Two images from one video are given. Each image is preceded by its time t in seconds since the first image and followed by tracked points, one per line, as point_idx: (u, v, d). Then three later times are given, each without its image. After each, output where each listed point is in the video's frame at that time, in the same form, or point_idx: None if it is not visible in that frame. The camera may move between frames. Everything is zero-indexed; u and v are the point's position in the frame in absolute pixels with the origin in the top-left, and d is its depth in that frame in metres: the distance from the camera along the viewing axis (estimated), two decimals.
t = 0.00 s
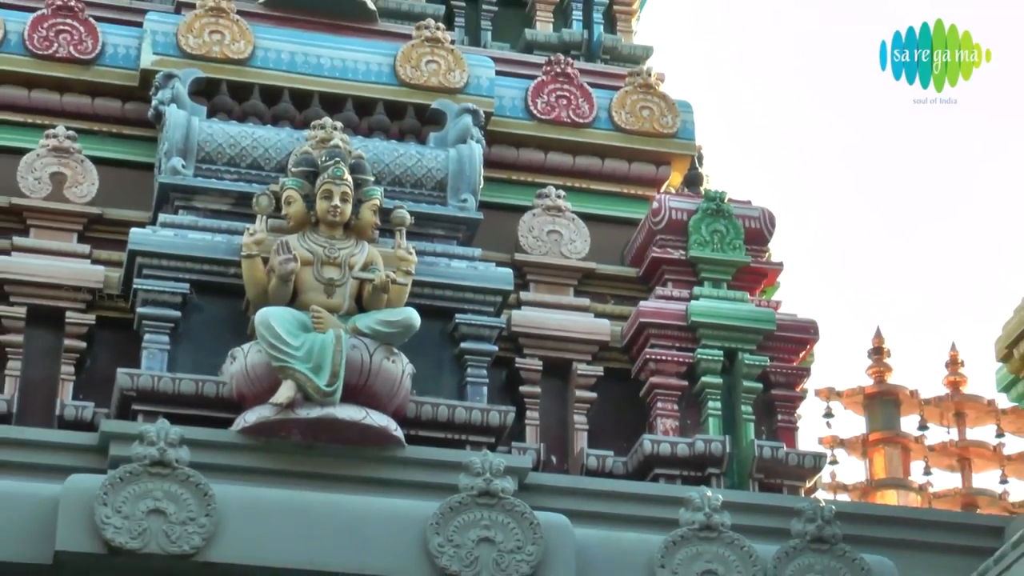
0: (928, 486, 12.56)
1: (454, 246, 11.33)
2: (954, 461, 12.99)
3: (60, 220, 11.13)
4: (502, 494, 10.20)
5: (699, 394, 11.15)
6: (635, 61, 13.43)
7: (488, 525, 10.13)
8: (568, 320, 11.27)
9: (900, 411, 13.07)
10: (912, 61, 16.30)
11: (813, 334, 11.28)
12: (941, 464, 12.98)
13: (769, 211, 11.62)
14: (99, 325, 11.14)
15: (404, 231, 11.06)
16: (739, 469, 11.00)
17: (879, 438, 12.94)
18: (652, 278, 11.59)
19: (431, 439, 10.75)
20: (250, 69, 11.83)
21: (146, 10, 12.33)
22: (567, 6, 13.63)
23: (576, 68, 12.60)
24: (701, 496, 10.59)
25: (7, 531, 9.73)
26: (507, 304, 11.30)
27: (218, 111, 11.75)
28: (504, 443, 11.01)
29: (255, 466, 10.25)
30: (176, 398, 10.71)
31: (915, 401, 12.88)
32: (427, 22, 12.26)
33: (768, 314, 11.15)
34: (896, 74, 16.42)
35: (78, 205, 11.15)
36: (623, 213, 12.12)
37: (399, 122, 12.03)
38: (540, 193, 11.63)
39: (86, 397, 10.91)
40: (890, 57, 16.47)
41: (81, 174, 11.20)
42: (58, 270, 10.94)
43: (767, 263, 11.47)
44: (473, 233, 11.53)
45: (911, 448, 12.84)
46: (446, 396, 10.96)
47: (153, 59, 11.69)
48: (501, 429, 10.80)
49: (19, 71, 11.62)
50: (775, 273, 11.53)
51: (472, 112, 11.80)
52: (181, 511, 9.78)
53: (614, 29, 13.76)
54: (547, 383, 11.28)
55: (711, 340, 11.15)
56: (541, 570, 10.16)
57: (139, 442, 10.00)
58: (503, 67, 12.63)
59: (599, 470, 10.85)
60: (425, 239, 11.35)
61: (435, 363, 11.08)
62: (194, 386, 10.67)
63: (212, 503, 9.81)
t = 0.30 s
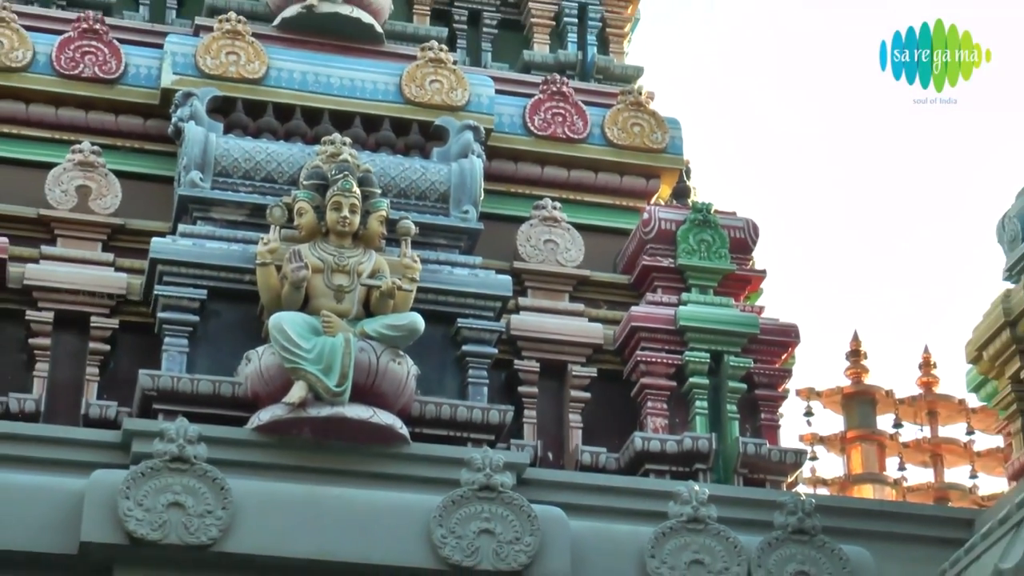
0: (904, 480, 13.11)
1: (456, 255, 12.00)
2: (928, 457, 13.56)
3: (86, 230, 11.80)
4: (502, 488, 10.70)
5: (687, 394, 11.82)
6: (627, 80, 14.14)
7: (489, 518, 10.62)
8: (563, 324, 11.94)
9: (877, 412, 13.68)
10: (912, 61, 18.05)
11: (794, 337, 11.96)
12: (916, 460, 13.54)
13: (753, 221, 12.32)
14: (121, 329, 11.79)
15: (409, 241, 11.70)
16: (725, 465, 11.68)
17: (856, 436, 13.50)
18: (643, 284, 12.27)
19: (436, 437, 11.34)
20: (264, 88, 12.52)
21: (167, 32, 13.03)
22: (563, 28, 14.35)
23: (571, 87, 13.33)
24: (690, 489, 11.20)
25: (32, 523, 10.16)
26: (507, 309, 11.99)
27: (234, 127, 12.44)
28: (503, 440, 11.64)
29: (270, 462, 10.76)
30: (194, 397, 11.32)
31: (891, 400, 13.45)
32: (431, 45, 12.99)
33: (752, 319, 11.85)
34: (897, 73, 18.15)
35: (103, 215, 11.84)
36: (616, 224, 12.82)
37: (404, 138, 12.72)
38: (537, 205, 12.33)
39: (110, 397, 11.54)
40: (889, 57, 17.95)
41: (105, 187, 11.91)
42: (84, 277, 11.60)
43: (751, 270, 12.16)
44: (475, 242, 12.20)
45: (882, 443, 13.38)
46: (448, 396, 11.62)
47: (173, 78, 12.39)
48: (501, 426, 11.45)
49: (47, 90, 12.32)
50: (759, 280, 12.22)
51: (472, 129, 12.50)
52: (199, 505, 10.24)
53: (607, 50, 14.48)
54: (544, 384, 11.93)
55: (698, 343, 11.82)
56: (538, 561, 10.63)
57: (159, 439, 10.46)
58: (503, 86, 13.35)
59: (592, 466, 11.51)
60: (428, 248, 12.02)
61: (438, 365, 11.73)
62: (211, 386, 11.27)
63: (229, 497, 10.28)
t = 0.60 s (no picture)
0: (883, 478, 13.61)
1: (458, 263, 12.58)
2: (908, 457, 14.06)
3: (107, 239, 12.39)
4: (502, 485, 11.07)
5: (678, 396, 12.41)
6: (621, 98, 14.74)
7: (489, 514, 10.97)
8: (560, 329, 12.54)
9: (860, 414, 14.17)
10: (912, 61, 17.55)
11: (780, 342, 12.56)
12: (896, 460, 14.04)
13: (740, 232, 12.95)
14: (140, 335, 12.36)
15: (414, 250, 12.25)
16: (714, 463, 12.28)
17: (838, 436, 14.02)
18: (636, 292, 12.88)
19: (439, 438, 11.88)
20: (275, 105, 13.15)
21: (183, 52, 13.70)
22: (559, 48, 14.97)
23: (567, 105, 14.00)
24: (680, 487, 11.78)
25: (54, 518, 10.55)
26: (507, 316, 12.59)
27: (247, 142, 13.06)
28: (504, 440, 12.20)
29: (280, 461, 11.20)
30: (210, 401, 11.84)
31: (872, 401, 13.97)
32: (434, 64, 13.64)
33: (740, 325, 12.46)
34: (896, 74, 17.63)
35: (123, 226, 12.44)
36: (611, 234, 13.44)
37: (409, 153, 13.33)
38: (536, 216, 12.96)
39: (130, 399, 12.11)
40: (890, 56, 17.72)
41: (125, 200, 12.51)
42: (104, 286, 12.16)
43: (738, 278, 12.79)
44: (476, 251, 12.79)
45: (867, 445, 13.91)
46: (451, 397, 12.19)
47: (190, 96, 13.05)
48: (501, 427, 12.00)
49: (70, 108, 12.98)
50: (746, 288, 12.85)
51: (474, 144, 13.09)
52: (214, 501, 10.58)
53: (601, 70, 15.10)
54: (542, 387, 12.52)
55: (689, 347, 12.41)
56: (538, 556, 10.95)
57: (176, 439, 10.86)
58: (502, 104, 14.01)
59: (587, 464, 12.08)
60: (432, 258, 12.60)
61: (441, 369, 12.30)
62: (225, 390, 11.78)
63: (242, 493, 10.63)
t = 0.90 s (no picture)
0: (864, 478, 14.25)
1: (463, 274, 13.28)
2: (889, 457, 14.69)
3: (131, 252, 13.11)
4: (503, 485, 11.64)
5: (670, 400, 13.08)
6: (616, 118, 15.46)
7: (492, 512, 11.52)
8: (558, 336, 13.24)
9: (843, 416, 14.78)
10: (913, 61, 18.05)
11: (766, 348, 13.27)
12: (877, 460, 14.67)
13: (729, 245, 13.68)
14: (161, 342, 13.04)
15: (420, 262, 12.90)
16: (704, 464, 12.94)
17: (822, 437, 14.65)
18: (630, 301, 13.61)
19: (444, 439, 12.54)
20: (289, 125, 13.89)
21: (201, 76, 14.48)
22: (558, 71, 15.69)
23: (565, 124, 14.75)
24: (673, 488, 12.41)
25: (81, 517, 11.04)
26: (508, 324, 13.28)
27: (262, 160, 13.77)
28: (505, 442, 12.86)
29: (293, 461, 11.68)
30: (227, 404, 12.47)
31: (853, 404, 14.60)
32: (439, 86, 14.38)
33: (728, 332, 13.16)
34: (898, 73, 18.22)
35: (146, 239, 13.17)
36: (606, 246, 14.18)
37: (416, 170, 14.05)
38: (536, 230, 13.74)
39: (151, 403, 12.79)
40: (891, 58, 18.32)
41: (147, 215, 13.26)
42: (128, 296, 12.86)
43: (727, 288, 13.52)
44: (479, 263, 13.49)
45: (847, 444, 14.52)
46: (455, 401, 12.88)
47: (208, 117, 13.79)
48: (502, 429, 12.67)
49: (96, 128, 13.71)
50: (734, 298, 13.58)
51: (477, 161, 13.81)
52: (231, 500, 11.07)
53: (597, 92, 15.83)
54: (541, 391, 13.21)
55: (680, 354, 13.10)
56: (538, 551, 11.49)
57: (195, 441, 11.39)
58: (504, 124, 14.74)
59: (584, 464, 12.75)
60: (437, 269, 13.29)
61: (446, 374, 12.99)
62: (242, 394, 12.40)
63: (258, 493, 11.13)
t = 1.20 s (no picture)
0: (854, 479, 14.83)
1: (471, 285, 13.92)
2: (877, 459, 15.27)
3: (155, 265, 13.79)
4: (510, 486, 12.25)
5: (668, 405, 13.69)
6: (616, 136, 16.12)
7: (499, 512, 12.13)
8: (562, 344, 13.87)
9: (833, 420, 15.32)
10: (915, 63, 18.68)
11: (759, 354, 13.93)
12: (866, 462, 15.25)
13: (724, 257, 14.36)
14: (183, 350, 13.69)
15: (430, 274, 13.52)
16: (701, 466, 13.53)
17: (813, 440, 15.23)
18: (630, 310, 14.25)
19: (452, 443, 13.15)
20: (305, 144, 14.57)
21: (222, 96, 15.23)
22: (560, 92, 16.34)
23: (568, 142, 15.43)
24: (671, 488, 13.01)
25: (110, 517, 11.68)
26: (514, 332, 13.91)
27: (279, 176, 14.44)
28: (511, 445, 13.47)
29: (310, 464, 12.30)
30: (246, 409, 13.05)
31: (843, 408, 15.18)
32: (448, 105, 15.04)
33: (723, 340, 13.80)
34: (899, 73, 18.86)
35: (168, 253, 13.84)
36: (608, 258, 14.86)
37: (425, 187, 14.71)
38: (541, 243, 14.47)
39: (174, 408, 13.43)
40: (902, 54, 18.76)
41: (170, 230, 13.96)
42: (151, 306, 13.50)
43: (722, 298, 14.19)
44: (486, 274, 14.12)
45: (837, 447, 15.08)
46: (463, 406, 13.50)
47: (228, 136, 14.48)
48: (508, 433, 13.28)
49: (123, 147, 14.40)
50: (729, 307, 14.25)
51: (483, 178, 14.49)
52: (250, 501, 11.69)
53: (598, 113, 16.49)
54: (545, 397, 13.84)
55: (678, 360, 13.72)
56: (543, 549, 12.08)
57: (216, 444, 12.01)
58: (509, 142, 15.43)
59: (586, 465, 13.37)
60: (446, 280, 13.93)
61: (455, 380, 13.58)
62: (260, 399, 12.98)
63: (276, 493, 11.75)
